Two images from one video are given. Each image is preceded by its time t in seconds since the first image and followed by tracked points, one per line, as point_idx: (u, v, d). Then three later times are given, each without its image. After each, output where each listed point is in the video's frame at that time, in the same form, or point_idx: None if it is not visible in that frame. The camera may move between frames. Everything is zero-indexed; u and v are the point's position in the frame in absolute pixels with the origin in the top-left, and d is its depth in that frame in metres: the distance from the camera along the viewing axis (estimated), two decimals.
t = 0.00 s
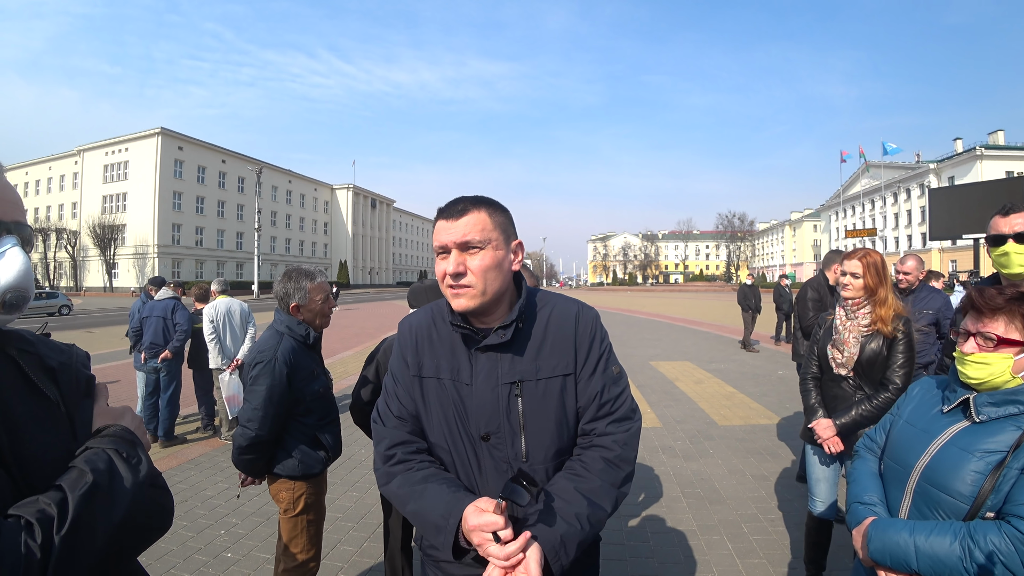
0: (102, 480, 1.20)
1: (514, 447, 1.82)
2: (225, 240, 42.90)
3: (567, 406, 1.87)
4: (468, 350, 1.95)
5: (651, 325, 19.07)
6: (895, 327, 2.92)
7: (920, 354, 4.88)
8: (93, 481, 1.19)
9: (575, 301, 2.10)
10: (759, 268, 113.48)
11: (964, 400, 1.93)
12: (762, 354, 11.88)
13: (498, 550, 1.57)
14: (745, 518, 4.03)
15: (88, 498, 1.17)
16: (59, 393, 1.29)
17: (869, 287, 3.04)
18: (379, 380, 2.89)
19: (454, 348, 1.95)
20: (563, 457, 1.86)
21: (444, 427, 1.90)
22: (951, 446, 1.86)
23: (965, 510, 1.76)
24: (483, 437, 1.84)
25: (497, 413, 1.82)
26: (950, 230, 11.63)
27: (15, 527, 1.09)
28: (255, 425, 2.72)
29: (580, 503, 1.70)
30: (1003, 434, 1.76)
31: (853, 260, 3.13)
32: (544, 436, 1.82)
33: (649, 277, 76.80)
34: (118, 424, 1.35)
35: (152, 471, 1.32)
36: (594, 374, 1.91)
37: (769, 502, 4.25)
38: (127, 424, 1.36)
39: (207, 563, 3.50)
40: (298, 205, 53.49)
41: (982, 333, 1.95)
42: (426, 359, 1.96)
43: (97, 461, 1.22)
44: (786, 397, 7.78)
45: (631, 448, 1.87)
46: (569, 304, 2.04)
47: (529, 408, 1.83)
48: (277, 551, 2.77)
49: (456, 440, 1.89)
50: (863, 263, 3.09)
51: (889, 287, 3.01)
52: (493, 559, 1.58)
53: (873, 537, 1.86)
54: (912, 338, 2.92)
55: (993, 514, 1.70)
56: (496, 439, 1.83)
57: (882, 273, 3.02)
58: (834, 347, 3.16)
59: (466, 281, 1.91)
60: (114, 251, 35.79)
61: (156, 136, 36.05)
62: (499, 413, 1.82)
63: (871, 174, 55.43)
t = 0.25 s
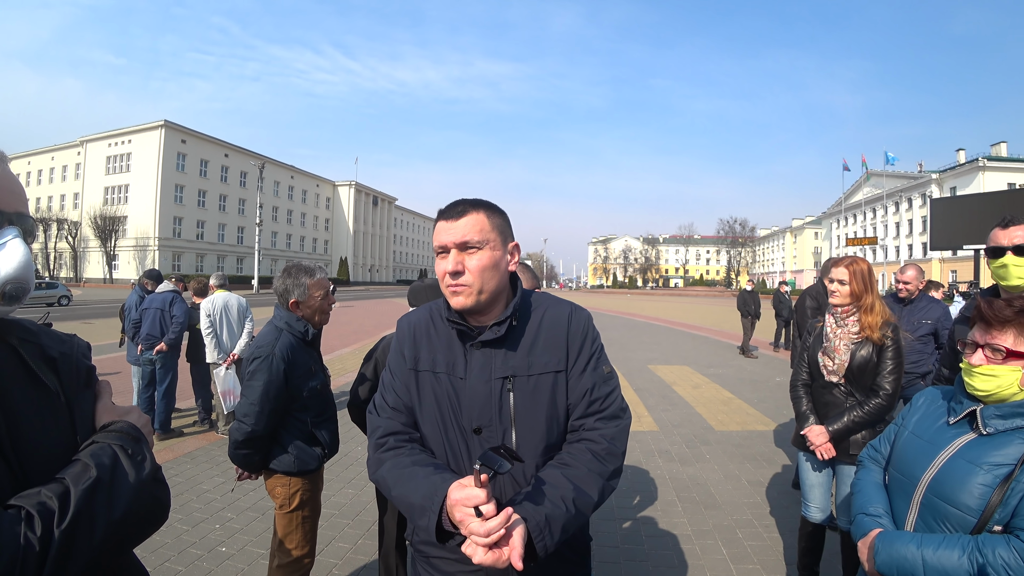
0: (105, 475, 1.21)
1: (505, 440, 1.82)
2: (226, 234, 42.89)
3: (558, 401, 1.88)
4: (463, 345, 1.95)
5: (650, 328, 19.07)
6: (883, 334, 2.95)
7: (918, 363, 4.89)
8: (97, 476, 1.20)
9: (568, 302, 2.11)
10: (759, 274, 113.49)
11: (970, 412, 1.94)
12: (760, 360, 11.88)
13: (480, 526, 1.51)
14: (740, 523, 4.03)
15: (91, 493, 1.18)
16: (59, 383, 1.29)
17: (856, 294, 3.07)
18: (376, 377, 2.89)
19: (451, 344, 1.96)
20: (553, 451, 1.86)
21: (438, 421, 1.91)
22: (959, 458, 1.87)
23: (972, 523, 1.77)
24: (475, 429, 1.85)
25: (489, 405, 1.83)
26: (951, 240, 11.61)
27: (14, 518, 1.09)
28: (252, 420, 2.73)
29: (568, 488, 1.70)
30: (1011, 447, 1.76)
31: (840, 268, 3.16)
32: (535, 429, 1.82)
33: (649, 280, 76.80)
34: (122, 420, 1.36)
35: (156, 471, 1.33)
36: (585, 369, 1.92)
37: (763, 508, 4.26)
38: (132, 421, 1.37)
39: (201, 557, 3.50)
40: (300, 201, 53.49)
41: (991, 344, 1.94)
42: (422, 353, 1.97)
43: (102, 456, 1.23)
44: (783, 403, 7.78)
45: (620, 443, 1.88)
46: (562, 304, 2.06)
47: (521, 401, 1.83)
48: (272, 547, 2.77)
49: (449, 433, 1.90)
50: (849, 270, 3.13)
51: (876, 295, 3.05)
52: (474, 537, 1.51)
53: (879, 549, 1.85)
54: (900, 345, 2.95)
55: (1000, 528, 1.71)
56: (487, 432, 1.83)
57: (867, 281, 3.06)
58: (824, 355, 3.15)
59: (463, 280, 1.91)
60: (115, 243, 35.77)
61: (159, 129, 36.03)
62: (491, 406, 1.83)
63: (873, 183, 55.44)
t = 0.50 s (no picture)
0: (108, 470, 1.22)
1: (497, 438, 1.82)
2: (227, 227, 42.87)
3: (551, 401, 1.88)
4: (458, 343, 1.95)
5: (649, 331, 19.07)
6: (876, 340, 2.96)
7: (915, 371, 4.91)
8: (100, 470, 1.20)
9: (564, 302, 2.11)
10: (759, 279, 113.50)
11: (977, 424, 1.93)
12: (758, 365, 11.88)
13: (476, 517, 1.51)
14: (734, 527, 4.04)
15: (92, 487, 1.18)
16: (57, 370, 1.30)
17: (847, 301, 3.08)
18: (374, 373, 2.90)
19: (446, 342, 1.96)
20: (543, 450, 1.85)
21: (433, 417, 1.92)
22: (963, 471, 1.86)
23: (977, 537, 1.77)
24: (468, 426, 1.85)
25: (482, 403, 1.83)
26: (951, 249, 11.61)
27: (15, 508, 1.09)
28: (248, 414, 2.73)
29: (557, 486, 1.70)
30: (1017, 461, 1.76)
31: (831, 274, 3.17)
32: (527, 428, 1.83)
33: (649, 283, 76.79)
34: (129, 416, 1.37)
35: (157, 471, 1.33)
36: (579, 369, 1.92)
37: (758, 513, 4.26)
38: (138, 416, 1.39)
39: (195, 549, 3.50)
40: (302, 196, 53.46)
41: (999, 356, 1.94)
42: (418, 350, 1.97)
43: (107, 451, 1.24)
44: (780, 409, 7.78)
45: (612, 444, 1.87)
46: (558, 304, 2.06)
47: (514, 400, 1.84)
48: (266, 541, 2.77)
49: (442, 430, 1.90)
50: (840, 277, 3.13)
51: (866, 301, 3.07)
52: (471, 528, 1.51)
53: (882, 561, 1.86)
54: (893, 350, 2.97)
55: (1005, 543, 1.71)
56: (481, 430, 1.83)
57: (859, 287, 3.07)
58: (819, 362, 3.14)
59: (458, 278, 1.91)
60: (116, 234, 35.75)
61: (162, 121, 36.01)
62: (484, 404, 1.83)
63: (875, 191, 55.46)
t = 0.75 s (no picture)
0: (118, 473, 1.23)
1: (493, 436, 1.82)
2: (229, 220, 42.86)
3: (548, 401, 1.88)
4: (457, 340, 1.95)
5: (648, 333, 19.06)
6: (877, 346, 2.97)
7: (913, 379, 4.90)
8: (110, 473, 1.21)
9: (564, 303, 2.11)
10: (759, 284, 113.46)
11: (981, 436, 1.92)
12: (757, 370, 11.88)
13: (486, 520, 1.51)
14: (728, 531, 4.04)
15: (99, 489, 1.18)
16: (59, 358, 1.30)
17: (846, 306, 3.09)
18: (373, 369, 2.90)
19: (445, 339, 1.96)
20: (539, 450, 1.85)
21: (432, 414, 1.92)
22: (967, 484, 1.86)
23: (980, 552, 1.76)
24: (465, 424, 1.85)
25: (480, 402, 1.83)
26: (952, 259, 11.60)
27: (21, 504, 1.08)
28: (246, 408, 2.73)
29: (552, 485, 1.69)
30: (1022, 476, 1.76)
31: (831, 280, 3.18)
32: (524, 427, 1.83)
33: (649, 285, 76.75)
34: (142, 420, 1.41)
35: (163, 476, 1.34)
36: (577, 370, 1.92)
37: (752, 517, 4.26)
38: (152, 422, 1.41)
39: (189, 541, 3.51)
40: (304, 190, 53.46)
41: (1009, 369, 1.91)
42: (417, 346, 1.97)
43: (119, 454, 1.25)
44: (777, 414, 7.78)
45: (608, 445, 1.87)
46: (558, 304, 2.06)
47: (512, 399, 1.84)
48: (261, 535, 2.77)
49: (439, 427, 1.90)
50: (839, 282, 3.14)
51: (866, 306, 3.07)
52: (477, 529, 1.52)
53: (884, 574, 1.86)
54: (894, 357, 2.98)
55: (1008, 559, 1.71)
56: (478, 428, 1.83)
57: (859, 292, 3.08)
58: (820, 368, 3.13)
59: (458, 275, 1.91)
60: (117, 224, 35.77)
61: (167, 112, 36.03)
62: (482, 403, 1.83)
63: (878, 198, 55.43)
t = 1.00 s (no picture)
0: (125, 491, 1.24)
1: (497, 440, 1.83)
2: (230, 217, 42.88)
3: (553, 405, 1.88)
4: (461, 342, 1.94)
5: (648, 334, 19.04)
6: (884, 352, 2.96)
7: (914, 383, 4.90)
8: (117, 492, 1.22)
9: (569, 304, 2.10)
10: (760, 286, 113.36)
11: (984, 443, 1.91)
12: (757, 372, 11.87)
13: (495, 537, 1.53)
14: (727, 533, 4.04)
15: (106, 506, 1.20)
16: (60, 354, 1.30)
17: (855, 309, 3.08)
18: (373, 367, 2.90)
19: (448, 340, 1.95)
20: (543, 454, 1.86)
21: (435, 416, 1.91)
22: (969, 492, 1.86)
23: (982, 562, 1.76)
24: (469, 428, 1.85)
25: (484, 405, 1.83)
26: (954, 262, 11.57)
27: (24, 514, 1.08)
28: (246, 406, 2.73)
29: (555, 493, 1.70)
30: None
31: (841, 283, 3.16)
32: (528, 431, 1.83)
33: (650, 286, 76.68)
34: (154, 439, 1.44)
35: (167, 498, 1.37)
36: (582, 375, 1.92)
37: (751, 519, 4.26)
38: (162, 442, 1.44)
39: (188, 537, 3.51)
40: (306, 188, 53.48)
41: (1012, 376, 1.89)
42: (420, 347, 1.96)
43: (128, 473, 1.26)
44: (777, 416, 7.77)
45: (613, 450, 1.87)
46: (564, 306, 2.05)
47: (516, 403, 1.84)
48: (259, 533, 2.78)
49: (442, 430, 1.90)
50: (848, 286, 3.13)
51: (875, 310, 3.06)
52: (486, 545, 1.54)
53: None
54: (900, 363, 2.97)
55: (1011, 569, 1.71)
56: (482, 432, 1.83)
57: (869, 297, 3.06)
58: (825, 371, 3.13)
59: (465, 277, 1.91)
60: (119, 220, 35.80)
61: (170, 108, 36.04)
62: (486, 406, 1.83)
63: (880, 201, 55.40)
